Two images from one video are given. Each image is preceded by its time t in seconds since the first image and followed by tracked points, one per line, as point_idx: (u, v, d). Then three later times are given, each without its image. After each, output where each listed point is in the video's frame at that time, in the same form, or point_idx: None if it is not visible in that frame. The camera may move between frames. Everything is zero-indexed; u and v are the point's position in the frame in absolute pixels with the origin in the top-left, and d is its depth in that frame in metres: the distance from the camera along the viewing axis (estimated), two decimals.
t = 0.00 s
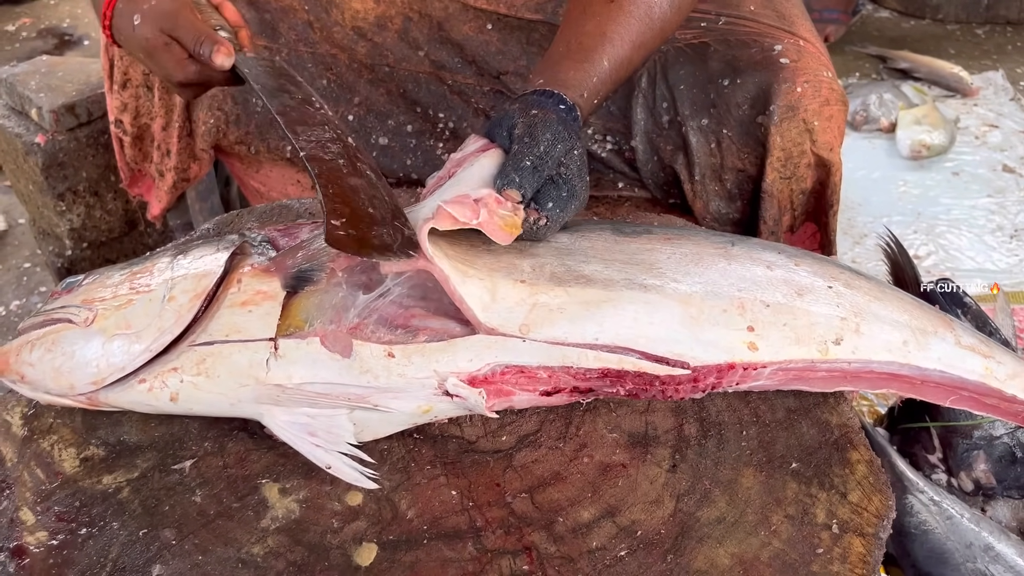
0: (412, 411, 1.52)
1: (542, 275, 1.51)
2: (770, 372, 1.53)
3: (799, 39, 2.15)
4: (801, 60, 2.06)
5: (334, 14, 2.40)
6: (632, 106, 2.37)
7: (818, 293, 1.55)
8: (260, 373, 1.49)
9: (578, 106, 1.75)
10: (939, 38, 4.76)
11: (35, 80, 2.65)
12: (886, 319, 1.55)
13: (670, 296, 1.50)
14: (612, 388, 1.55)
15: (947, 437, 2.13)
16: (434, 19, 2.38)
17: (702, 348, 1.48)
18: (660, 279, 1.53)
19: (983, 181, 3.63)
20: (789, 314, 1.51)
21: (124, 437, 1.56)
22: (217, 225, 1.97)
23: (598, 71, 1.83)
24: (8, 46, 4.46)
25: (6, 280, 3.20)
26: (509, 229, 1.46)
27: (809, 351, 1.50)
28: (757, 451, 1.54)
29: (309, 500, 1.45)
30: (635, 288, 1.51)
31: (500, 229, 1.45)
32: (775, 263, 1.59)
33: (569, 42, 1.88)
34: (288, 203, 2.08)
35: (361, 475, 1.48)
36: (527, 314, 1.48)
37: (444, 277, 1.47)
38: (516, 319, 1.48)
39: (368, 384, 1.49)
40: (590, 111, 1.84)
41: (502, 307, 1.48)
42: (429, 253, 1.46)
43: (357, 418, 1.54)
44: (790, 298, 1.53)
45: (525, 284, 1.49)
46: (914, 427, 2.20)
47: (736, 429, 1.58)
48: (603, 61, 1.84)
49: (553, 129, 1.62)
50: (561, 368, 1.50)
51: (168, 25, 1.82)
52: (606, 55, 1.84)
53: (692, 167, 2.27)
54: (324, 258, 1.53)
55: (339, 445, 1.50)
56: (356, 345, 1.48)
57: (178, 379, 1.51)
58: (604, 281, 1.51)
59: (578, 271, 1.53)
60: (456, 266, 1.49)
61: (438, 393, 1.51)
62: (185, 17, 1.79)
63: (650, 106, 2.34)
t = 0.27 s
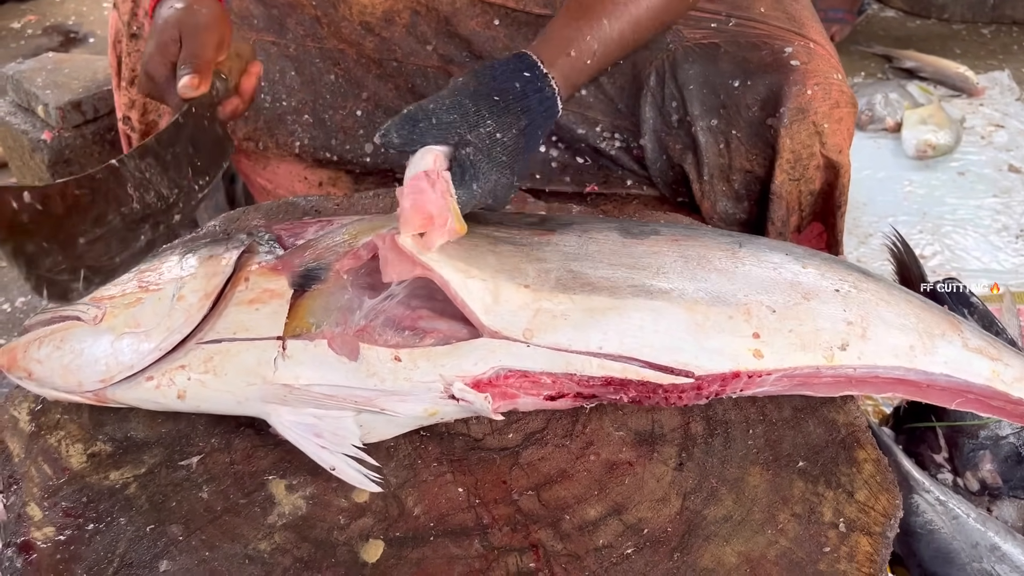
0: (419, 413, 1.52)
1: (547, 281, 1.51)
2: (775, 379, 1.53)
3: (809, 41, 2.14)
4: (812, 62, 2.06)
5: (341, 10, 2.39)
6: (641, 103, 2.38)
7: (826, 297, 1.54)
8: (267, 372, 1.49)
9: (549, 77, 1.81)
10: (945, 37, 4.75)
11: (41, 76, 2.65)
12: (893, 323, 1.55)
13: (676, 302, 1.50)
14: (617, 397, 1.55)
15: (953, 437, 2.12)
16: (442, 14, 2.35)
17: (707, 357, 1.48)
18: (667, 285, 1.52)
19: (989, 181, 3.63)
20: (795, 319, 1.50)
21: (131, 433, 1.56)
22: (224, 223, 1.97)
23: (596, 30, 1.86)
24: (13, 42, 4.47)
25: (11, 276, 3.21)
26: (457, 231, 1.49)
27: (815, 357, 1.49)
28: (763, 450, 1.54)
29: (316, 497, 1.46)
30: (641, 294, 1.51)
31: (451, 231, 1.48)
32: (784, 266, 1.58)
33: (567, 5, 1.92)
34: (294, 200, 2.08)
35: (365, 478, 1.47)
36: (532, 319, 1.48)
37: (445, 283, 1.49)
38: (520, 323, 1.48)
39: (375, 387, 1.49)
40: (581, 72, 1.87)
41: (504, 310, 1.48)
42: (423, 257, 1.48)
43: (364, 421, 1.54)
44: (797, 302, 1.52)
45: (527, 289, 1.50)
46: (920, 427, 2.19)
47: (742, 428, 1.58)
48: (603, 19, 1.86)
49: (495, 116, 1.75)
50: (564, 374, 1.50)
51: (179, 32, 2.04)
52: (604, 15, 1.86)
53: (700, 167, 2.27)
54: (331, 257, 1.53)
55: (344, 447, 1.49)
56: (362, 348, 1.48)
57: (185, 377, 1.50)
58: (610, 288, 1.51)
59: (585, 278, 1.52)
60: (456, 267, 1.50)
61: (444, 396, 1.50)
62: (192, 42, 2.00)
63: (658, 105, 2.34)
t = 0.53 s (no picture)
0: (402, 458, 1.43)
1: (503, 295, 1.36)
2: (734, 386, 1.41)
3: (817, 39, 2.14)
4: (820, 62, 2.07)
5: (350, 9, 2.37)
6: (649, 103, 2.37)
7: (775, 292, 1.43)
8: (240, 468, 1.38)
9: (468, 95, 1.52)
10: (950, 38, 4.74)
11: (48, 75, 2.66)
12: (846, 310, 1.45)
13: (635, 315, 1.37)
14: (582, 417, 1.43)
15: (958, 439, 2.12)
16: (448, 14, 2.36)
17: (669, 371, 1.35)
18: (624, 294, 1.39)
19: (995, 182, 3.62)
20: (747, 319, 1.39)
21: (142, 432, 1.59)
22: (231, 223, 1.92)
23: (518, 47, 1.58)
24: (18, 40, 4.48)
25: (18, 274, 3.21)
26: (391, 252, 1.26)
27: (770, 357, 1.38)
28: (770, 451, 1.53)
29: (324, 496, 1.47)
30: (601, 308, 1.37)
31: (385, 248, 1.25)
32: (731, 262, 1.47)
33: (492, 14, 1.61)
34: (300, 199, 2.02)
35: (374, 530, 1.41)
36: (492, 338, 1.33)
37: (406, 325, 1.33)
38: (480, 343, 1.33)
39: (353, 448, 1.39)
40: (502, 94, 1.60)
41: (461, 330, 1.33)
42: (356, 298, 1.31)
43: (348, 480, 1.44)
44: (746, 300, 1.41)
45: (483, 304, 1.35)
46: (927, 428, 2.19)
47: (749, 428, 1.57)
48: (526, 37, 1.59)
49: (416, 141, 1.44)
50: (530, 397, 1.37)
51: (117, 116, 1.91)
52: (530, 30, 1.59)
53: (709, 166, 2.26)
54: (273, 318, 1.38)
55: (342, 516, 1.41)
56: (326, 413, 1.36)
57: (155, 489, 1.37)
58: (571, 303, 1.36)
59: (544, 292, 1.38)
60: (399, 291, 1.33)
61: (421, 433, 1.40)
62: (132, 133, 1.91)
63: (666, 105, 2.33)
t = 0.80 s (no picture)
0: (351, 507, 1.37)
1: (464, 342, 1.32)
2: (696, 424, 1.41)
3: (823, 44, 2.15)
4: (826, 66, 2.08)
5: (359, 15, 2.39)
6: (655, 111, 2.37)
7: (735, 323, 1.42)
8: (173, 509, 1.30)
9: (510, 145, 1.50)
10: (957, 39, 4.73)
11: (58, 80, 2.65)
12: (807, 333, 1.44)
13: (596, 352, 1.34)
14: (544, 457, 1.40)
15: (967, 442, 2.13)
16: (457, 23, 2.43)
17: (632, 413, 1.34)
18: (584, 332, 1.35)
19: (1002, 184, 3.63)
20: (709, 356, 1.38)
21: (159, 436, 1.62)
22: (245, 226, 1.93)
23: (557, 95, 1.57)
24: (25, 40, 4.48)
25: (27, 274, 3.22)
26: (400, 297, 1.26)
27: (731, 395, 1.39)
28: (783, 457, 1.54)
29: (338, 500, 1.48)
30: (561, 347, 1.34)
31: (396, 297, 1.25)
32: (689, 290, 1.44)
33: (537, 58, 1.62)
34: (315, 204, 2.02)
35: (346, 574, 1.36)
36: (450, 388, 1.30)
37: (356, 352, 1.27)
38: (438, 392, 1.30)
39: (299, 495, 1.32)
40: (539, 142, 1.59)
41: (420, 378, 1.29)
42: (336, 324, 1.25)
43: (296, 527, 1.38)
44: (709, 336, 1.39)
45: (444, 353, 1.31)
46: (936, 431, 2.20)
47: (762, 434, 1.56)
48: (568, 86, 1.57)
49: (457, 184, 1.42)
50: (490, 445, 1.34)
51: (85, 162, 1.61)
52: (570, 81, 1.57)
53: (715, 173, 2.26)
54: (222, 361, 1.31)
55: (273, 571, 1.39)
56: (277, 456, 1.29)
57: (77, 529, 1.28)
58: (529, 343, 1.33)
59: (502, 333, 1.34)
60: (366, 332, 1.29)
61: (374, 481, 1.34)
62: (99, 185, 1.57)
63: (673, 113, 2.33)
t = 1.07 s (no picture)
0: (364, 477, 1.37)
1: (483, 316, 1.35)
2: (710, 403, 1.42)
3: (835, 39, 2.14)
4: (838, 61, 2.08)
5: (371, 6, 2.37)
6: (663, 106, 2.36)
7: (744, 306, 1.43)
8: (182, 500, 1.30)
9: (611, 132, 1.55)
10: (961, 37, 4.73)
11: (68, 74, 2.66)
12: (817, 314, 1.46)
13: (609, 332, 1.35)
14: (558, 434, 1.40)
15: (973, 438, 2.13)
16: (472, 13, 2.39)
17: (644, 387, 1.35)
18: (596, 312, 1.38)
19: (1007, 182, 3.63)
20: (720, 335, 1.39)
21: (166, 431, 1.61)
22: (253, 220, 1.93)
23: (660, 92, 1.63)
24: (32, 37, 4.50)
25: (33, 270, 3.23)
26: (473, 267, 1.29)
27: (743, 372, 1.39)
28: (791, 451, 1.54)
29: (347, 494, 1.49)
30: (574, 325, 1.36)
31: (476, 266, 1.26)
32: (697, 278, 1.45)
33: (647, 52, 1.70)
34: (322, 199, 1.99)
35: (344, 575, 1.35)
36: (467, 355, 1.32)
37: (387, 308, 1.29)
38: (455, 359, 1.32)
39: (309, 472, 1.32)
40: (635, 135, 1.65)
41: (442, 343, 1.32)
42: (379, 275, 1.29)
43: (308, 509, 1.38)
44: (719, 317, 1.41)
45: (465, 323, 1.33)
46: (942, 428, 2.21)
47: (770, 429, 1.57)
48: (670, 84, 1.64)
49: (557, 165, 1.47)
50: (505, 415, 1.34)
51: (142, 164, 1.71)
52: (673, 79, 1.64)
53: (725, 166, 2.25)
54: (239, 356, 1.32)
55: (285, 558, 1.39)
56: (284, 437, 1.30)
57: (88, 519, 1.29)
58: (544, 320, 1.35)
59: (520, 311, 1.36)
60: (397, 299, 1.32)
61: (383, 449, 1.34)
62: (148, 188, 1.65)
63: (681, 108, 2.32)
